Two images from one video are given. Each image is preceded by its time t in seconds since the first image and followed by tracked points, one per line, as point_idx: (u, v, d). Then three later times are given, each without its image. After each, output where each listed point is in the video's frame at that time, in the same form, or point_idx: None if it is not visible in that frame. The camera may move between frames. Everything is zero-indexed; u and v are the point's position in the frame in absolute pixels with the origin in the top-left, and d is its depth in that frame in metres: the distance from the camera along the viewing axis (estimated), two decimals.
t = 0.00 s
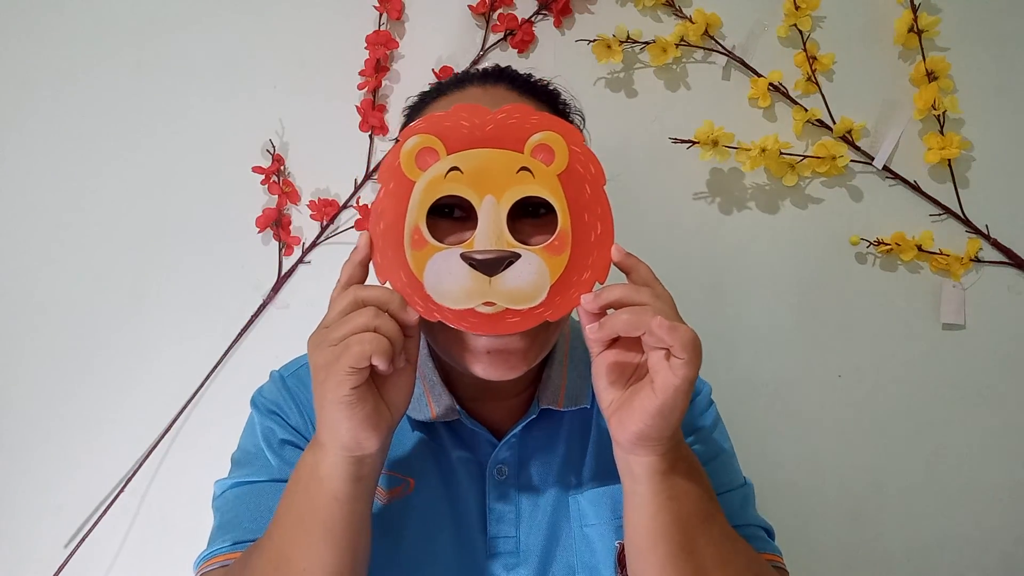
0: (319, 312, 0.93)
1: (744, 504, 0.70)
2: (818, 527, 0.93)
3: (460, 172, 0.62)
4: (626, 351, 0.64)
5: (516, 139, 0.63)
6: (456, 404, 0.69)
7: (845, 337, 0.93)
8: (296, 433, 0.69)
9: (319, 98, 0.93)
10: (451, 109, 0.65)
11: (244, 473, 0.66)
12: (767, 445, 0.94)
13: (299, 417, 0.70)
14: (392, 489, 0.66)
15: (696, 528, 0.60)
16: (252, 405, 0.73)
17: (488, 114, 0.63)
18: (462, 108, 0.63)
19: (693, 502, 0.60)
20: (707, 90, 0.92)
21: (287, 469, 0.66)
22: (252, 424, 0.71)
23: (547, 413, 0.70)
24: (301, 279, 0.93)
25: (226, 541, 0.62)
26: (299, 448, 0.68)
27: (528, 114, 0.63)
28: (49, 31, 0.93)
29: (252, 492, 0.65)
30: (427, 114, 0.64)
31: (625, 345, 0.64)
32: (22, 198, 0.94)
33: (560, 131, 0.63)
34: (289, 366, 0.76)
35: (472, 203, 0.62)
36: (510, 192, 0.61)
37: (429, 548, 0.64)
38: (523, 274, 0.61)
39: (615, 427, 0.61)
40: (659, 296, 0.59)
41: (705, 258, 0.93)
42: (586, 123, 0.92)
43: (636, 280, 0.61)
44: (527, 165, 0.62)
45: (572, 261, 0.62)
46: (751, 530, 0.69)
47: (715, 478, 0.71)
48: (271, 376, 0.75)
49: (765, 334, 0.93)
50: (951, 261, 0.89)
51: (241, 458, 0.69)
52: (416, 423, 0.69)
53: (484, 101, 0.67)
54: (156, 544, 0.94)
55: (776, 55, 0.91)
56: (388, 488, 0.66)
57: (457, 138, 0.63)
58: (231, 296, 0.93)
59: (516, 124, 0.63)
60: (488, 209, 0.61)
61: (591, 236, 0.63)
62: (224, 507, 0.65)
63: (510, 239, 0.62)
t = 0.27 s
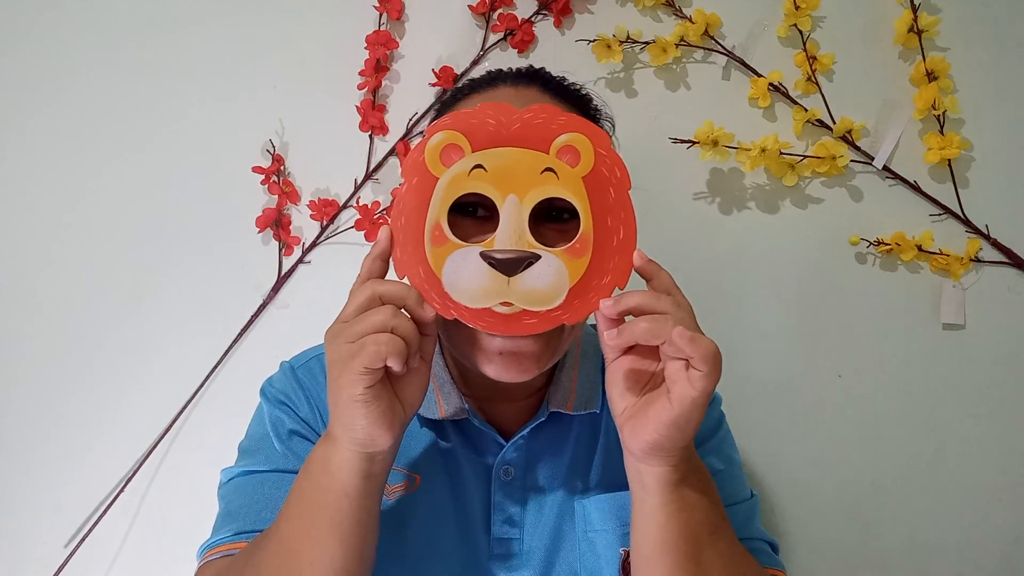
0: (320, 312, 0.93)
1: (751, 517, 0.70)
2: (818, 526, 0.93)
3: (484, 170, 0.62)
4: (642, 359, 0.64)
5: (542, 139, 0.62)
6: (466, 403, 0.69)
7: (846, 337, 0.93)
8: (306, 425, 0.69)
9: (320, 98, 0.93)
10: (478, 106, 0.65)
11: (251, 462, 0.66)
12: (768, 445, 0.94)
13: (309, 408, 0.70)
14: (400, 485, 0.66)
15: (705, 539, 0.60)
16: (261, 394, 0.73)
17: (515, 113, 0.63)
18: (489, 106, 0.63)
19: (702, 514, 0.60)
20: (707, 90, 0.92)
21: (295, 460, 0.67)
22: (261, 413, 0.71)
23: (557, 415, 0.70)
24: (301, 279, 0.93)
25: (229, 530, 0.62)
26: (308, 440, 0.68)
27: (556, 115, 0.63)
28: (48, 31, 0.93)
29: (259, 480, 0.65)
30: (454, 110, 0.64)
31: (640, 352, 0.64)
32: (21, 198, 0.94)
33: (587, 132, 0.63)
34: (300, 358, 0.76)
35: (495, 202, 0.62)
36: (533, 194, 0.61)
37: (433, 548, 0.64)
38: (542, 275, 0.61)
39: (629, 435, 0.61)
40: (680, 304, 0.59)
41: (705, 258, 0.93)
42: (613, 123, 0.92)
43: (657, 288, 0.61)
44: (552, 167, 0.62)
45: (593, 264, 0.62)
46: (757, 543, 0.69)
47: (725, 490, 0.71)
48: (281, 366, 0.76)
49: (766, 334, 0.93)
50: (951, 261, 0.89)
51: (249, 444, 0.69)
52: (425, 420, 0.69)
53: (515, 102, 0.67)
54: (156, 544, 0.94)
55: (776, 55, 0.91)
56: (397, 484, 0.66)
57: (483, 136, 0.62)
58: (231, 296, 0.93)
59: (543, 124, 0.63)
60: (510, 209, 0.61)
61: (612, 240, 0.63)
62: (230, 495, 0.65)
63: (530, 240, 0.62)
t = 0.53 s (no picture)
0: (320, 312, 0.93)
1: (755, 520, 0.70)
2: (819, 526, 0.93)
3: (492, 168, 0.62)
4: (648, 357, 0.64)
5: (550, 138, 0.63)
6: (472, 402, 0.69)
7: (846, 337, 0.93)
8: (312, 421, 0.69)
9: (320, 98, 0.93)
10: (489, 104, 0.65)
11: (257, 458, 0.66)
12: (769, 445, 0.93)
13: (316, 405, 0.70)
14: (406, 483, 0.66)
15: (708, 539, 0.60)
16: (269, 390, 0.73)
17: (524, 112, 0.63)
18: (499, 104, 0.63)
19: (706, 512, 0.61)
20: (707, 90, 0.92)
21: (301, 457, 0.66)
22: (268, 408, 0.71)
23: (562, 416, 0.70)
24: (301, 279, 0.93)
25: (234, 526, 0.62)
26: (314, 437, 0.68)
27: (566, 115, 0.63)
28: (47, 32, 0.93)
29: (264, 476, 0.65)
30: (464, 108, 0.64)
31: (647, 350, 0.64)
32: (21, 199, 0.94)
33: (595, 131, 0.63)
34: (307, 354, 0.76)
35: (503, 199, 0.62)
36: (541, 191, 0.62)
37: (436, 547, 0.64)
38: (550, 272, 0.61)
39: (634, 433, 0.61)
40: (686, 303, 0.59)
41: (705, 258, 0.93)
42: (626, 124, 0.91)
43: (665, 287, 0.61)
44: (561, 165, 0.62)
45: (600, 262, 0.62)
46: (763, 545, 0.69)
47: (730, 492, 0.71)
48: (288, 362, 0.75)
49: (765, 334, 0.93)
50: (951, 261, 0.89)
51: (256, 440, 0.69)
52: (430, 419, 0.68)
53: (527, 101, 0.67)
54: (156, 543, 0.94)
55: (776, 55, 0.91)
56: (403, 482, 0.66)
57: (492, 133, 0.63)
58: (231, 296, 0.93)
59: (551, 123, 0.63)
60: (518, 206, 0.61)
61: (619, 239, 0.63)
62: (235, 490, 0.65)
63: (538, 237, 0.62)
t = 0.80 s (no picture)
0: (320, 312, 0.93)
1: (755, 514, 0.70)
2: (819, 526, 0.93)
3: (481, 165, 0.62)
4: (643, 348, 0.64)
5: (538, 133, 0.63)
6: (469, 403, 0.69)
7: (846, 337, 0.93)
8: (310, 425, 0.69)
9: (319, 98, 0.93)
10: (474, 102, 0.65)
11: (257, 463, 0.66)
12: (768, 444, 0.94)
13: (315, 410, 0.70)
14: (404, 486, 0.66)
15: (707, 530, 0.60)
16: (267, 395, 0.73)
17: (511, 108, 0.63)
18: (485, 101, 0.63)
19: (704, 504, 0.61)
20: (707, 91, 0.92)
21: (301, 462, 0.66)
22: (266, 413, 0.71)
23: (561, 417, 0.70)
24: (301, 279, 0.93)
25: (235, 532, 0.62)
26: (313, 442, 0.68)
27: (551, 108, 0.63)
28: (47, 32, 0.93)
29: (264, 481, 0.64)
30: (451, 107, 0.64)
31: (642, 342, 0.64)
32: (21, 199, 0.94)
33: (582, 125, 0.63)
34: (304, 359, 0.76)
35: (493, 196, 0.62)
36: (529, 185, 0.61)
37: (436, 549, 0.64)
38: (542, 268, 0.61)
39: (630, 424, 0.61)
40: (680, 293, 0.59)
41: (705, 258, 0.93)
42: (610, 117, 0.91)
43: (656, 278, 0.61)
44: (549, 159, 0.62)
45: (593, 255, 0.62)
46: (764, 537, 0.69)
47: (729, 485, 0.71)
48: (285, 366, 0.75)
49: (765, 334, 0.93)
50: (951, 261, 0.89)
51: (254, 446, 0.69)
52: (428, 421, 0.68)
53: (512, 98, 0.67)
54: (156, 544, 0.94)
55: (776, 56, 0.91)
56: (401, 486, 0.66)
57: (479, 131, 0.63)
58: (231, 296, 0.93)
59: (539, 118, 0.63)
60: (508, 202, 0.61)
61: (611, 231, 0.63)
62: (235, 496, 0.65)
63: (530, 233, 0.61)
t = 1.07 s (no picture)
0: (319, 312, 0.93)
1: (750, 506, 0.70)
2: (818, 526, 0.93)
3: (460, 162, 0.62)
4: (630, 342, 0.64)
5: (516, 127, 0.63)
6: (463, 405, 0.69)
7: (845, 337, 0.93)
8: (304, 432, 0.69)
9: (319, 98, 0.93)
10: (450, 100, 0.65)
11: (252, 472, 0.66)
12: (767, 445, 0.94)
13: (308, 417, 0.70)
14: (399, 489, 0.66)
15: (703, 522, 0.60)
16: (259, 403, 0.73)
17: (487, 103, 0.63)
18: (461, 98, 0.63)
19: (699, 494, 0.61)
20: (707, 91, 0.92)
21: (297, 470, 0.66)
22: (259, 421, 0.71)
23: (555, 415, 0.70)
24: (302, 279, 0.93)
25: (234, 542, 0.62)
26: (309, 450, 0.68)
27: (526, 101, 0.63)
28: (48, 32, 0.93)
29: (261, 491, 0.65)
30: (427, 106, 0.64)
31: (628, 335, 0.65)
32: (22, 199, 0.94)
33: (559, 116, 0.63)
34: (296, 365, 0.76)
35: (474, 193, 0.62)
36: (509, 181, 0.62)
37: (434, 550, 0.64)
38: (527, 263, 0.61)
39: (621, 417, 0.61)
40: (664, 284, 0.59)
41: (704, 258, 0.93)
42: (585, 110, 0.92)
43: (637, 270, 0.62)
44: (527, 152, 0.62)
45: (577, 248, 0.62)
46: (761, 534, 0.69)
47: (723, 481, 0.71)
48: (277, 373, 0.75)
49: (765, 334, 0.93)
50: (951, 261, 0.89)
51: (248, 455, 0.69)
52: (422, 423, 0.69)
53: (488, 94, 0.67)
54: (156, 543, 0.94)
55: (776, 56, 0.91)
56: (396, 488, 0.66)
57: (457, 128, 0.63)
58: (231, 295, 0.93)
59: (515, 112, 0.63)
60: (490, 198, 0.61)
61: (594, 222, 0.63)
62: (232, 505, 0.65)
63: (513, 227, 0.62)
